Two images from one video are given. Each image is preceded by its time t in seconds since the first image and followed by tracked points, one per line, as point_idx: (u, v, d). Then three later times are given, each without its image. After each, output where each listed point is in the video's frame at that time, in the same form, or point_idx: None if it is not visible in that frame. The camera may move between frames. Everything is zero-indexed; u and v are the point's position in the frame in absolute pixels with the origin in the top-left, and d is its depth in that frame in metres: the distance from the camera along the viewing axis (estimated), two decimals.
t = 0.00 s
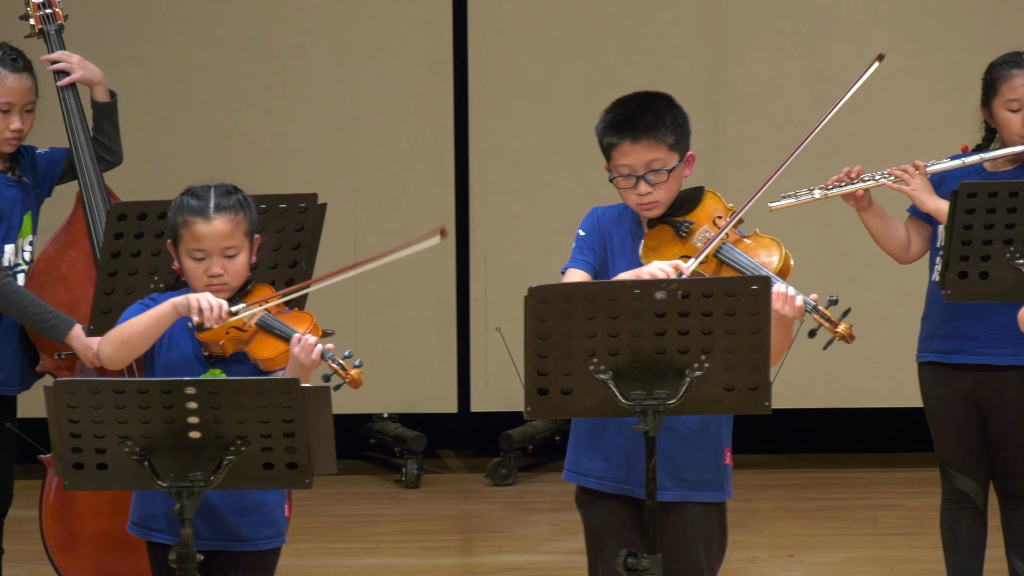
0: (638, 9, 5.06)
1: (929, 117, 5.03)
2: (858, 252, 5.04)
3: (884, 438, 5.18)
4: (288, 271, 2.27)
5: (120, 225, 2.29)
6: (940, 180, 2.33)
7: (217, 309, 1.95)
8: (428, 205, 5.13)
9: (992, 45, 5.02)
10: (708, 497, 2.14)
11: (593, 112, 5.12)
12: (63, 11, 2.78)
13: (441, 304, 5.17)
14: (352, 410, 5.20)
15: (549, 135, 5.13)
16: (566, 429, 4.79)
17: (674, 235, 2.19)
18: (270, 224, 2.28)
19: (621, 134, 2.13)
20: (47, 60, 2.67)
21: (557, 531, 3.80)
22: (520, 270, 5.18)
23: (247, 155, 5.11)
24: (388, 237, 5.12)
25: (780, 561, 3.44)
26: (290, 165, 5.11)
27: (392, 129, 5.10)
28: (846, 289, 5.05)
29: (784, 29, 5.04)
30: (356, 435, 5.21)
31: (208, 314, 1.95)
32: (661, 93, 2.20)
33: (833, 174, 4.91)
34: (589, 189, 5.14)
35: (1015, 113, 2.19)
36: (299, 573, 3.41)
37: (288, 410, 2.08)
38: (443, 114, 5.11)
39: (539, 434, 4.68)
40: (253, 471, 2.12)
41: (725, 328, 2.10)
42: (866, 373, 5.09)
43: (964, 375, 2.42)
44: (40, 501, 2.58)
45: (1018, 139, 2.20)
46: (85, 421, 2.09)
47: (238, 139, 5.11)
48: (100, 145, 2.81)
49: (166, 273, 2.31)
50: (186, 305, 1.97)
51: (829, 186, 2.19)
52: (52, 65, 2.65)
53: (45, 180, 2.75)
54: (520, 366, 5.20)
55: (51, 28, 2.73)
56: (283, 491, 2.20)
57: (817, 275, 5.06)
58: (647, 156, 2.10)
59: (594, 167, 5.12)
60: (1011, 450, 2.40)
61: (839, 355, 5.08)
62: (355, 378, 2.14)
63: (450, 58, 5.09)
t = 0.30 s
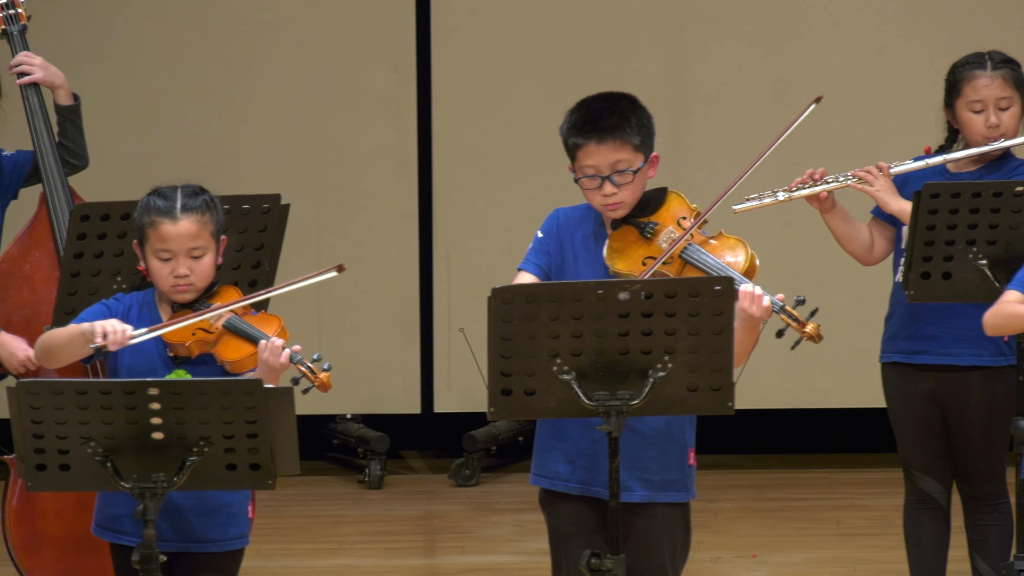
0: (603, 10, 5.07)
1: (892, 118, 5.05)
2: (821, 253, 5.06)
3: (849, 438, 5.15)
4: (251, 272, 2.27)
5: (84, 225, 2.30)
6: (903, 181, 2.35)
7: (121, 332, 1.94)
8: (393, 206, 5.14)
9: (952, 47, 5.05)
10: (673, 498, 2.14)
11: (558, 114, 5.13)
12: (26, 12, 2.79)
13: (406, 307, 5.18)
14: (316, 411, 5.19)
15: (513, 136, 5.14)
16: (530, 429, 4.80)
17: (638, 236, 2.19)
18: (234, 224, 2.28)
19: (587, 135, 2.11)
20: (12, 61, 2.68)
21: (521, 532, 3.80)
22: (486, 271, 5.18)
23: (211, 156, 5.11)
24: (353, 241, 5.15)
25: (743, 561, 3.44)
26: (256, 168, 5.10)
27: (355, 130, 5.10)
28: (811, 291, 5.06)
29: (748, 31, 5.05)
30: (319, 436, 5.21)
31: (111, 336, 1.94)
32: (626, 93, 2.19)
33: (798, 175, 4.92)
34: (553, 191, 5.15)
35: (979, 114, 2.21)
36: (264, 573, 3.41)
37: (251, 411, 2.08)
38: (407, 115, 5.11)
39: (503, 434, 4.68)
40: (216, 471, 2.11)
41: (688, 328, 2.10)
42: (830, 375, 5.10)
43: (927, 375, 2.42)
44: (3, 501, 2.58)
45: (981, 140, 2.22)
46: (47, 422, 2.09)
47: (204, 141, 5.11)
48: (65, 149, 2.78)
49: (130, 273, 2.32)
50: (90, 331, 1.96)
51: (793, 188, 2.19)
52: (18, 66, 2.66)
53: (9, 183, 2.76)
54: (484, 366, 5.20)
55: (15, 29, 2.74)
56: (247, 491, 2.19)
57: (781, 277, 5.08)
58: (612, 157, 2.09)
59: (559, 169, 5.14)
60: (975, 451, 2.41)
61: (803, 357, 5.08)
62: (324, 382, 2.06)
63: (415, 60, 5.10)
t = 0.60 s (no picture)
0: (566, 14, 5.20)
1: (851, 120, 5.15)
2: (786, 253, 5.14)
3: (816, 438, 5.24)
4: (216, 274, 2.28)
5: (50, 226, 2.31)
6: (869, 182, 2.37)
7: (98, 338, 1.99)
8: (360, 207, 5.24)
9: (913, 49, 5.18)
10: (638, 498, 2.14)
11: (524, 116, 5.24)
12: None
13: (371, 308, 5.28)
14: (282, 411, 5.22)
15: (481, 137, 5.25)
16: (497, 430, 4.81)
17: (604, 236, 2.19)
18: (199, 225, 2.29)
19: (552, 135, 2.12)
20: None
21: (487, 533, 3.81)
22: (452, 272, 5.28)
23: (187, 158, 5.21)
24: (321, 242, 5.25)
25: (709, 562, 3.45)
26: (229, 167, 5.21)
27: (322, 135, 5.22)
28: (771, 290, 5.13)
29: (711, 34, 5.17)
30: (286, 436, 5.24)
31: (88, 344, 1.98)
32: (591, 94, 2.20)
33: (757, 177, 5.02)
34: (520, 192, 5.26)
35: (947, 115, 2.21)
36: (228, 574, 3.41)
37: (217, 412, 2.07)
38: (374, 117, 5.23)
39: (469, 436, 4.68)
40: (181, 473, 2.11)
41: (654, 329, 2.10)
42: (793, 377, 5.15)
43: (894, 376, 2.42)
44: None
45: (948, 141, 2.23)
46: (12, 422, 2.09)
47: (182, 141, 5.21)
48: (29, 150, 2.78)
49: (96, 275, 2.33)
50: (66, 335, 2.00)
51: (761, 190, 2.21)
52: None
53: None
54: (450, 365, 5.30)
55: None
56: (212, 493, 2.19)
57: (741, 276, 5.16)
58: (577, 158, 2.10)
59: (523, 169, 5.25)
60: (941, 452, 2.41)
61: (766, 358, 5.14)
62: (284, 387, 2.14)
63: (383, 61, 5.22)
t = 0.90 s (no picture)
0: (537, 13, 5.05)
1: (829, 120, 5.01)
2: (758, 253, 5.00)
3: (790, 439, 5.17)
4: (187, 274, 2.31)
5: (20, 227, 2.31)
6: (841, 183, 2.40)
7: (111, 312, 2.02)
8: (327, 205, 5.09)
9: (887, 46, 5.01)
10: (608, 498, 2.15)
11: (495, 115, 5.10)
12: None
13: (342, 308, 5.12)
14: (251, 412, 5.14)
15: (448, 136, 5.10)
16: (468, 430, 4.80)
17: (574, 237, 2.20)
18: (169, 226, 2.32)
19: (521, 136, 2.14)
20: None
21: (458, 534, 3.80)
22: (423, 271, 5.13)
23: (151, 157, 5.07)
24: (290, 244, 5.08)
25: (680, 563, 3.44)
26: (196, 167, 5.07)
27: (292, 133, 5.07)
28: (745, 289, 5.00)
29: (683, 31, 5.03)
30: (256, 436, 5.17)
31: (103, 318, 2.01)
32: (560, 95, 2.24)
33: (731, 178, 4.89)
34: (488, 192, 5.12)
35: (919, 116, 2.22)
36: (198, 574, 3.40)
37: (188, 413, 2.07)
38: (344, 114, 5.08)
39: (441, 437, 4.67)
40: (152, 474, 2.11)
41: (626, 330, 2.10)
42: (766, 377, 5.04)
43: (865, 376, 2.43)
44: None
45: (920, 143, 2.24)
46: None
47: (145, 141, 5.07)
48: None
49: (66, 275, 2.34)
50: (79, 312, 2.03)
51: (733, 190, 2.23)
52: None
53: None
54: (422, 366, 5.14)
55: None
56: (182, 494, 2.19)
57: (719, 276, 5.01)
58: (546, 159, 2.12)
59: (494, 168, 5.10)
60: (913, 454, 2.42)
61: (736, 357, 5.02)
62: (247, 389, 2.25)
63: (352, 59, 5.08)
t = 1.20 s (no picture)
0: (511, 11, 4.89)
1: (812, 121, 4.88)
2: (734, 254, 4.90)
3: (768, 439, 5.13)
4: (163, 275, 2.30)
5: None
6: (818, 183, 2.41)
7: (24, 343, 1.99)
8: (299, 207, 4.92)
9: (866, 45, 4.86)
10: (585, 499, 2.14)
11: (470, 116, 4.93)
12: None
13: (317, 310, 4.97)
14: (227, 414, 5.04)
15: (423, 136, 4.93)
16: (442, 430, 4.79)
17: (551, 236, 2.20)
18: (146, 226, 2.31)
19: (499, 135, 2.14)
20: None
21: (434, 534, 3.80)
22: (397, 273, 4.97)
23: (114, 156, 4.89)
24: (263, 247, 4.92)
25: (656, 563, 3.44)
26: (165, 168, 4.90)
27: (266, 134, 4.90)
28: (723, 289, 4.91)
29: (662, 29, 4.87)
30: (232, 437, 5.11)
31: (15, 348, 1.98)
32: (538, 95, 2.23)
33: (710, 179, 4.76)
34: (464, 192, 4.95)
35: (894, 116, 2.25)
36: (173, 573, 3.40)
37: (164, 413, 2.07)
38: (318, 114, 4.90)
39: (417, 437, 4.65)
40: (129, 474, 2.10)
41: (602, 329, 2.11)
42: (744, 377, 4.95)
43: (842, 377, 2.43)
44: None
45: (896, 142, 2.26)
46: None
47: (108, 140, 4.89)
48: None
49: (42, 275, 2.36)
50: None
51: (709, 189, 2.25)
52: None
53: None
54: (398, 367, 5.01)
55: None
56: (159, 495, 2.19)
57: (696, 278, 4.91)
58: (524, 157, 2.12)
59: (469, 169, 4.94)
60: (889, 454, 2.42)
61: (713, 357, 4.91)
62: (238, 390, 2.15)
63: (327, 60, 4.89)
